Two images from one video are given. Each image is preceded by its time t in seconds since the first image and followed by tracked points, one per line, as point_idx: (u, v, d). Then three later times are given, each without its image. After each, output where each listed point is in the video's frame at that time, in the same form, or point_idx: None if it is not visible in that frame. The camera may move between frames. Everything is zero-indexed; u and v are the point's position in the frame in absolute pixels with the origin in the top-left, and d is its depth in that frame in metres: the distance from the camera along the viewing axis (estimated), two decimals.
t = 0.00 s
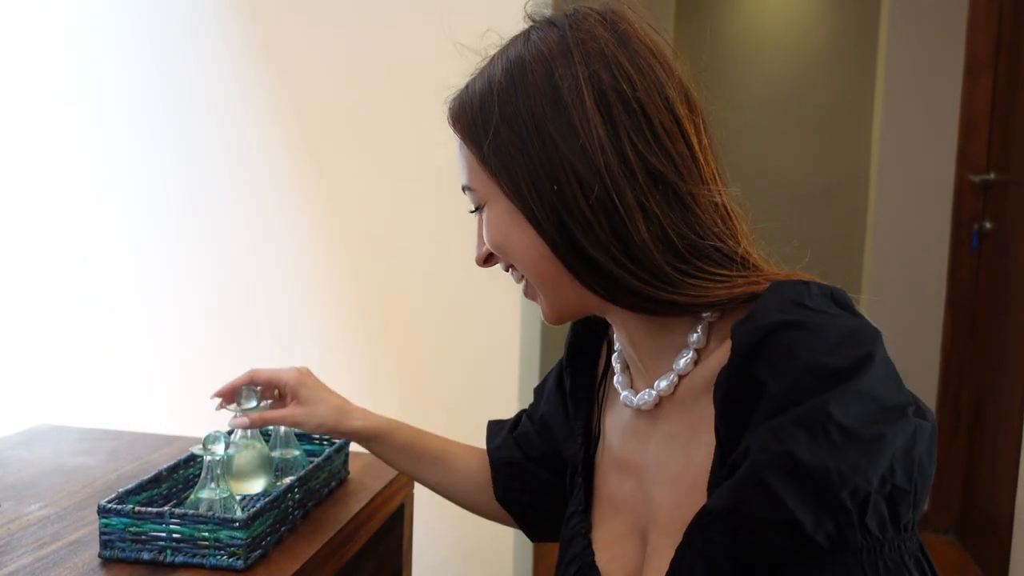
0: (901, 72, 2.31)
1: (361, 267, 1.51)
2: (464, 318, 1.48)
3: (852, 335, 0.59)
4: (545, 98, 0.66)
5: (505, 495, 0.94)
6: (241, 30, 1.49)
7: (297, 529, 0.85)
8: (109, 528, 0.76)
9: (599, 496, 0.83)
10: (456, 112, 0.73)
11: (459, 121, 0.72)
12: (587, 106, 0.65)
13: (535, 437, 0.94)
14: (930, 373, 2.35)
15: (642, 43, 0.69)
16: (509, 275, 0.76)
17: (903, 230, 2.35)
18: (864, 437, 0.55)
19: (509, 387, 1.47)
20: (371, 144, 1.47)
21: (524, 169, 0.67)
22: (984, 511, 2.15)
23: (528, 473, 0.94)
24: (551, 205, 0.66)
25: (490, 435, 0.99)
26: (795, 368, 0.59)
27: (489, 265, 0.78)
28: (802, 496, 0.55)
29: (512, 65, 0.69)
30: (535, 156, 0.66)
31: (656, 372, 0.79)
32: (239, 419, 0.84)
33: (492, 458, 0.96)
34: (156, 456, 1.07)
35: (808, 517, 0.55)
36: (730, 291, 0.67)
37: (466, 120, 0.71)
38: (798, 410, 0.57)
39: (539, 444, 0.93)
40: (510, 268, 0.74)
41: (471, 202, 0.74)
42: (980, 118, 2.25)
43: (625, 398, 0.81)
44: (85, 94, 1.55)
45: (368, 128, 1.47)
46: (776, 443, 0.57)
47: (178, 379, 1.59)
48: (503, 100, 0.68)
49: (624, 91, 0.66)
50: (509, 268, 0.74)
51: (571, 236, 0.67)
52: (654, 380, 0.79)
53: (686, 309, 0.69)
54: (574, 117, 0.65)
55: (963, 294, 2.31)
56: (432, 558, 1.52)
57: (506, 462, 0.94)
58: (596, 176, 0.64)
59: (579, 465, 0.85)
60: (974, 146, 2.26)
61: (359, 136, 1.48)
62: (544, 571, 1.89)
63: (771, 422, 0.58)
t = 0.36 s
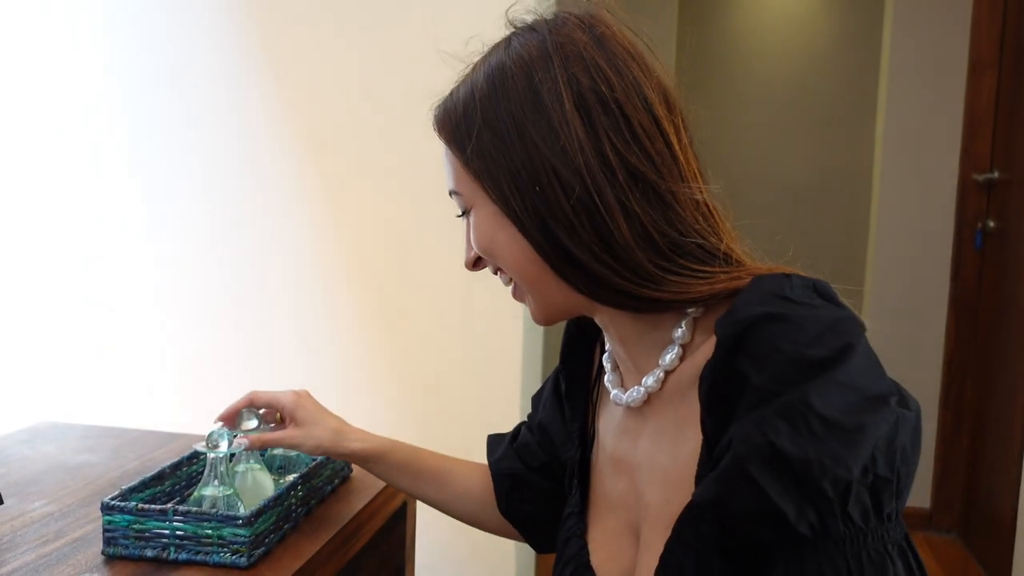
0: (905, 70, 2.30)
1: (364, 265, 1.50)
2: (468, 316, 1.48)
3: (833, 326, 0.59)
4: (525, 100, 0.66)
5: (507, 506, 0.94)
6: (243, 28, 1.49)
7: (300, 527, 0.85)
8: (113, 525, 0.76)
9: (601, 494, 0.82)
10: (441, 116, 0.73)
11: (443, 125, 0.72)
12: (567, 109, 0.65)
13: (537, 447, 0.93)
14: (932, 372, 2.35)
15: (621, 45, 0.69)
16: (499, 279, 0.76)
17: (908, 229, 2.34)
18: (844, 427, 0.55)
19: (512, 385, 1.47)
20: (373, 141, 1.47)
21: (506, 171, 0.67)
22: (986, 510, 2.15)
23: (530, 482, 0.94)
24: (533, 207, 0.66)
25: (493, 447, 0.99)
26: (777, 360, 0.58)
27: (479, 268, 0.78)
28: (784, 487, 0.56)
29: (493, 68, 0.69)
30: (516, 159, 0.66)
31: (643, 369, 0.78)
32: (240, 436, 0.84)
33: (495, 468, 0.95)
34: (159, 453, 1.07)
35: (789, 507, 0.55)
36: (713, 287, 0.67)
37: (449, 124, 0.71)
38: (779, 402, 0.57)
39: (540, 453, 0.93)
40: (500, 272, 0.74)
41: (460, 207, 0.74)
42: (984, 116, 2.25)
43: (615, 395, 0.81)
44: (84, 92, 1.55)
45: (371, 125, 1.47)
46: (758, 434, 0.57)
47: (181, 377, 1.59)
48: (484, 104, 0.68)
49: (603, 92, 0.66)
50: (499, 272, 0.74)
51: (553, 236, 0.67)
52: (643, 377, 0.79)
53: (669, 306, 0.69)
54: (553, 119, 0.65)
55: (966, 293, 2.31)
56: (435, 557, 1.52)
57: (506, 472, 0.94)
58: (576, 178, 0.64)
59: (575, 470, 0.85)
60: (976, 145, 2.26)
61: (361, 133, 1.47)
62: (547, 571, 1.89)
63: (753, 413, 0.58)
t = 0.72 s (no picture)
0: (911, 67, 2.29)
1: (368, 264, 1.50)
2: (472, 315, 1.48)
3: (817, 322, 0.59)
4: (513, 106, 0.66)
5: (512, 505, 0.94)
6: (246, 28, 1.49)
7: (305, 525, 0.85)
8: (118, 523, 0.76)
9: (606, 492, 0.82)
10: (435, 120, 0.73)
11: (436, 129, 0.72)
12: (553, 113, 0.65)
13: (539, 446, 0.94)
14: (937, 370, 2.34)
15: (609, 51, 0.68)
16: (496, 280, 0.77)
17: (914, 227, 2.33)
18: (825, 420, 0.55)
19: (516, 385, 1.47)
20: (377, 139, 1.47)
21: (494, 176, 0.67)
22: (991, 509, 2.15)
23: (533, 480, 0.94)
24: (521, 211, 0.67)
25: (497, 445, 0.99)
26: (761, 353, 0.58)
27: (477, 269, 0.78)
28: (764, 478, 0.56)
29: (484, 74, 0.69)
30: (503, 163, 0.67)
31: (635, 366, 0.79)
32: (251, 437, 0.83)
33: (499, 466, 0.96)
34: (164, 451, 1.07)
35: (770, 499, 0.55)
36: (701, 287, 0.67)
37: (441, 129, 0.71)
38: (761, 394, 0.57)
39: (542, 452, 0.93)
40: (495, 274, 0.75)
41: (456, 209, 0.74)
42: (989, 114, 2.24)
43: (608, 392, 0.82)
44: (85, 91, 1.55)
45: (374, 125, 1.47)
46: (739, 426, 0.56)
47: (185, 377, 1.59)
48: (473, 109, 0.68)
49: (588, 97, 0.65)
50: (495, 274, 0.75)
51: (540, 239, 0.67)
52: (634, 373, 0.79)
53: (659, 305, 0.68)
54: (539, 124, 0.65)
55: (971, 291, 2.31)
56: (439, 556, 1.52)
57: (510, 470, 0.94)
58: (561, 182, 0.65)
59: (575, 470, 0.85)
60: (981, 143, 2.25)
61: (365, 131, 1.47)
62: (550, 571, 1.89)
63: (736, 406, 0.58)
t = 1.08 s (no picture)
0: (920, 66, 2.27)
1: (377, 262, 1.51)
2: (480, 314, 1.48)
3: (820, 313, 0.58)
4: (520, 109, 0.66)
5: (529, 500, 0.94)
6: (252, 29, 1.49)
7: (315, 521, 0.85)
8: (130, 518, 0.76)
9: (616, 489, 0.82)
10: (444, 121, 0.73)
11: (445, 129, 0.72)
12: (559, 116, 0.65)
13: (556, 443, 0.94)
14: (946, 369, 2.33)
15: (616, 54, 0.68)
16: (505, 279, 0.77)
17: (924, 225, 2.31)
18: (830, 406, 0.54)
19: (525, 384, 1.47)
20: (385, 138, 1.47)
21: (501, 177, 0.67)
22: (1001, 509, 2.14)
23: (548, 479, 0.94)
24: (527, 213, 0.67)
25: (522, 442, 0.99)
26: (766, 343, 0.58)
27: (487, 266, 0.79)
28: (770, 467, 0.55)
29: (493, 76, 0.69)
30: (509, 166, 0.67)
31: (638, 358, 0.78)
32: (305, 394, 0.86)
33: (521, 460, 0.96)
34: (174, 447, 1.08)
35: (776, 488, 0.55)
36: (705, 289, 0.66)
37: (450, 130, 0.71)
38: (765, 382, 0.56)
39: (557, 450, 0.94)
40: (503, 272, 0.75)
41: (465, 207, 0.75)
42: (1000, 112, 2.23)
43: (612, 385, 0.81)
44: (86, 92, 1.57)
45: (382, 124, 1.47)
46: (743, 414, 0.56)
47: (192, 376, 1.60)
48: (481, 112, 0.68)
49: (595, 100, 0.65)
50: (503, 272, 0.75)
51: (545, 240, 0.67)
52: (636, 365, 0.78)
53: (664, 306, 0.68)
54: (545, 127, 0.65)
55: (982, 290, 2.29)
56: (448, 554, 1.52)
57: (529, 465, 0.95)
58: (566, 184, 0.64)
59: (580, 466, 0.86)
60: (992, 141, 2.24)
61: (373, 130, 1.47)
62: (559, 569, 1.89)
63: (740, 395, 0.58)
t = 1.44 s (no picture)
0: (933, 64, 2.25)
1: (388, 259, 1.51)
2: (492, 311, 1.47)
3: (822, 303, 0.58)
4: (538, 106, 0.66)
5: (543, 497, 0.95)
6: (264, 29, 1.50)
7: (327, 517, 0.85)
8: (142, 512, 0.76)
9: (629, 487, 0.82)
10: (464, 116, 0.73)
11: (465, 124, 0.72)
12: (575, 113, 0.64)
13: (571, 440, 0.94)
14: (959, 369, 2.31)
15: (634, 52, 0.67)
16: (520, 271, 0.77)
17: (938, 224, 2.30)
18: (823, 395, 0.54)
19: (536, 382, 1.47)
20: (398, 136, 1.47)
21: (518, 173, 0.67)
22: (1014, 510, 2.13)
23: (563, 475, 0.94)
24: (543, 209, 0.66)
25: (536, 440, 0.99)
26: (765, 331, 0.57)
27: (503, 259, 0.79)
28: (762, 452, 0.55)
29: (512, 73, 0.69)
30: (525, 162, 0.66)
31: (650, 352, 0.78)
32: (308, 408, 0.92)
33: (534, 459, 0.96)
34: (186, 442, 1.08)
35: (768, 474, 0.55)
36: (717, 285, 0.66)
37: (469, 125, 0.71)
38: (761, 369, 0.56)
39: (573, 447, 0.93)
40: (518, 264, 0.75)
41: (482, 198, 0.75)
42: (1015, 111, 2.23)
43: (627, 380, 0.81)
44: (85, 92, 1.58)
45: (395, 122, 1.47)
46: (738, 399, 0.56)
47: (201, 374, 1.61)
48: (500, 108, 0.68)
49: (611, 98, 0.65)
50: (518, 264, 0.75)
51: (560, 235, 0.67)
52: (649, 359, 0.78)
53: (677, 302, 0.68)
54: (562, 125, 0.65)
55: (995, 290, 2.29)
56: (458, 550, 1.53)
57: (541, 462, 0.95)
58: (581, 181, 0.64)
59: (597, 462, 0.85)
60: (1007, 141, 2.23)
61: (385, 129, 1.47)
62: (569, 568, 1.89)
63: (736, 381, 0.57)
